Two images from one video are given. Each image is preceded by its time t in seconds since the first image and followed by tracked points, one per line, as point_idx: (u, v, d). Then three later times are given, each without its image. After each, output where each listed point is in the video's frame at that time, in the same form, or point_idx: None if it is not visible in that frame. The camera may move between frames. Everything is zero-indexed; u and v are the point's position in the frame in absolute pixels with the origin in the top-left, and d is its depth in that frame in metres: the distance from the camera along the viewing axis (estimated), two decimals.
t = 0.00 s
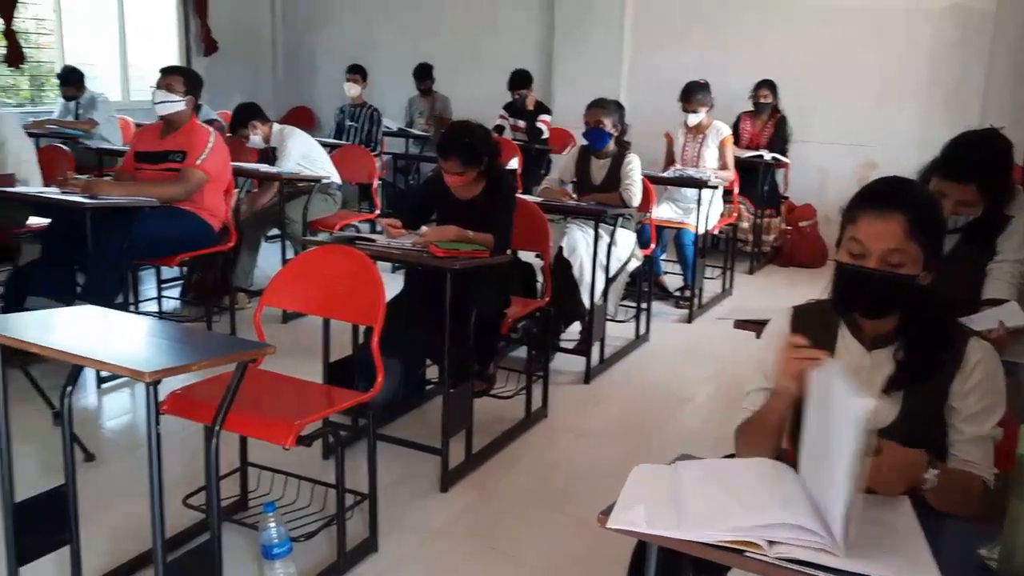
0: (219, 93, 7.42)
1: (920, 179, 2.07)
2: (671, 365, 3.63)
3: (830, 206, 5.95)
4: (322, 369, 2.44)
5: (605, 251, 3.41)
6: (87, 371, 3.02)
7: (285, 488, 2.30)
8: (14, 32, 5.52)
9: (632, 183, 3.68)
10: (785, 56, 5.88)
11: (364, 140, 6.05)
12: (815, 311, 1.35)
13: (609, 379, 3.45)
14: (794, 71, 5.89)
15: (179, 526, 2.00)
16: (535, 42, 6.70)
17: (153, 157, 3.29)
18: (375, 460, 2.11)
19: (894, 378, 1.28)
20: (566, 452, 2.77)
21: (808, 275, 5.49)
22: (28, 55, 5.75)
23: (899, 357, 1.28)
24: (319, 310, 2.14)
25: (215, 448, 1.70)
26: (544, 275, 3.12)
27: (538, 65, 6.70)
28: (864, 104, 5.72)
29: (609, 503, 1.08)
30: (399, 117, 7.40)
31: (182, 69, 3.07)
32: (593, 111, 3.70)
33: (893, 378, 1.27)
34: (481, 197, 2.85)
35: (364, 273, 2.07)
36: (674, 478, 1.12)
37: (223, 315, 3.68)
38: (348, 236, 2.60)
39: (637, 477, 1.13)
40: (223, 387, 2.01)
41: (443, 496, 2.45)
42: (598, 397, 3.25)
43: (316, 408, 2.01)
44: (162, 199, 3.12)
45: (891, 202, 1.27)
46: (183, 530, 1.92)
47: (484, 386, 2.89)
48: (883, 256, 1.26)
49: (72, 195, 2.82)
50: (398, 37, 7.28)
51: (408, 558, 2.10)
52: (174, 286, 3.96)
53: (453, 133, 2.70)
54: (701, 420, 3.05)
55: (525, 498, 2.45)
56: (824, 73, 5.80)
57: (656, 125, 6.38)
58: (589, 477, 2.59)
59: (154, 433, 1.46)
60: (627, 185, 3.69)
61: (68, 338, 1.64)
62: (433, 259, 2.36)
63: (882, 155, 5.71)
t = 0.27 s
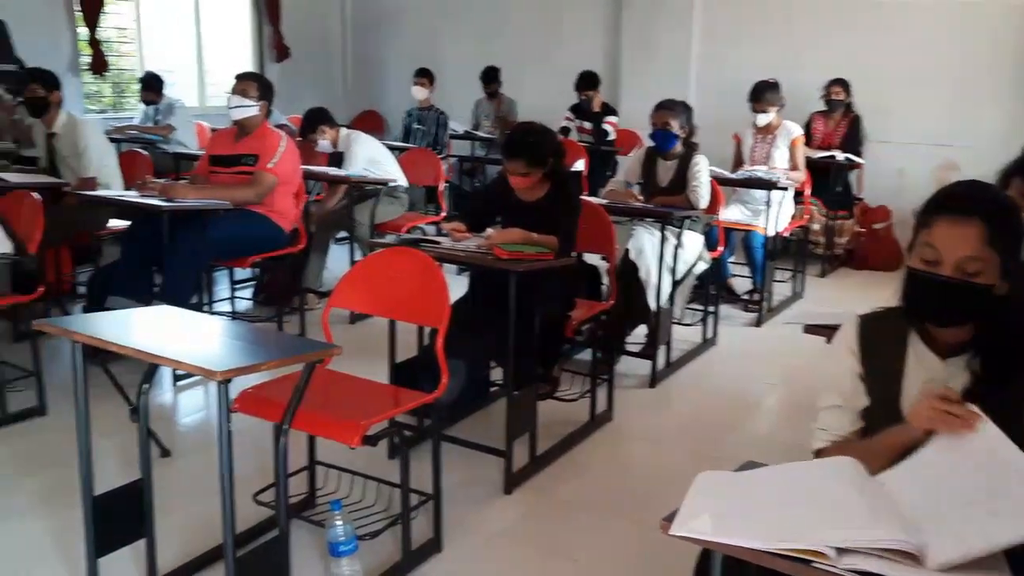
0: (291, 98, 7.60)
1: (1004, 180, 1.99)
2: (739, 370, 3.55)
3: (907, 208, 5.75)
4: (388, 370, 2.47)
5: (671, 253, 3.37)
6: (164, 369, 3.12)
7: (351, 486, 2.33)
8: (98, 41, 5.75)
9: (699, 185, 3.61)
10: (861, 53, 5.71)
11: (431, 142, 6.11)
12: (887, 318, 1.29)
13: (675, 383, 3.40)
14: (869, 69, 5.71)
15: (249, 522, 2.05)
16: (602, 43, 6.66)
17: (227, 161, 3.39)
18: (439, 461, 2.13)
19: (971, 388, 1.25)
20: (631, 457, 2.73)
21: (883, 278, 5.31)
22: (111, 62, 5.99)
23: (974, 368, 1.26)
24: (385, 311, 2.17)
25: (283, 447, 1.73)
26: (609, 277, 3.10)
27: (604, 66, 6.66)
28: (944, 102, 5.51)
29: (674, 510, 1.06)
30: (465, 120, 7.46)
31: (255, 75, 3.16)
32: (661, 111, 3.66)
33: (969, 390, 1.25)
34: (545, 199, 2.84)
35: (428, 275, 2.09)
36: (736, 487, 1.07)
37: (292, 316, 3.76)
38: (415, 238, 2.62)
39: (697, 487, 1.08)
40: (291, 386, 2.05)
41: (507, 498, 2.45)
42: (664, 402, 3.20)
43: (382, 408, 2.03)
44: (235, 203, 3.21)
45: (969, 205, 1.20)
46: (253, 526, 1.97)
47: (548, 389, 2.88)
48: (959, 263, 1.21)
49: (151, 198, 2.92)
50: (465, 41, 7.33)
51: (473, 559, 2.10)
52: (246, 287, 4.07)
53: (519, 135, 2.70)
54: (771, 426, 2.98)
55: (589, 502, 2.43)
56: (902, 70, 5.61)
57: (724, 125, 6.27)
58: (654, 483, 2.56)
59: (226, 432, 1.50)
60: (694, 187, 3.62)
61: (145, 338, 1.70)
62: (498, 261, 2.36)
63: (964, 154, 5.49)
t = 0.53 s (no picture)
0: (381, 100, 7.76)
1: None
2: (834, 374, 3.43)
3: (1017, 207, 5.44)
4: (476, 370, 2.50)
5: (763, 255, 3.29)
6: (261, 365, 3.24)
7: (438, 484, 2.37)
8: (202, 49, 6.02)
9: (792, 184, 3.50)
10: (968, 46, 5.43)
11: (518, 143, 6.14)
12: (991, 324, 1.25)
13: (766, 387, 3.31)
14: (978, 62, 5.42)
15: (340, 516, 2.11)
16: (693, 40, 6.55)
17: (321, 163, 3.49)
18: (526, 461, 2.14)
19: None
20: (719, 461, 2.68)
21: (990, 282, 5.04)
22: (213, 69, 6.27)
23: None
24: (471, 312, 2.19)
25: (374, 444, 1.77)
26: (698, 277, 3.04)
27: (694, 64, 6.55)
28: None
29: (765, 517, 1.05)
30: (551, 120, 7.46)
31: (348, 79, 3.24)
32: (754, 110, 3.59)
33: None
34: (633, 200, 2.82)
35: (515, 276, 2.10)
36: (836, 491, 1.06)
37: (382, 315, 3.85)
38: (502, 239, 2.64)
39: (794, 490, 1.08)
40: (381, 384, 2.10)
41: (592, 500, 2.44)
42: (753, 407, 3.12)
43: (470, 408, 2.05)
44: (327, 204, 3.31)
45: None
46: (345, 520, 2.03)
47: (635, 392, 2.85)
48: None
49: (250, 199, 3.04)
50: (553, 42, 7.34)
51: (557, 560, 2.11)
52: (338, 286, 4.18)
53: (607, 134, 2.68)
54: (868, 433, 2.88)
55: (676, 506, 2.40)
56: (1014, 62, 5.31)
57: (819, 122, 6.07)
58: (742, 489, 2.49)
59: (318, 429, 1.54)
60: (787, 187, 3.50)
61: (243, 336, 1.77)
62: (585, 262, 2.35)
63: None
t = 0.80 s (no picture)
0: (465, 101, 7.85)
1: None
2: (931, 382, 3.28)
3: None
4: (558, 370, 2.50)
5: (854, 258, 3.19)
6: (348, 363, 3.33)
7: (520, 484, 2.38)
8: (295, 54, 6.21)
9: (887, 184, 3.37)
10: None
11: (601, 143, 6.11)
12: None
13: (857, 394, 3.20)
14: None
15: (424, 512, 2.15)
16: (783, 37, 6.38)
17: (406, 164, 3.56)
18: (608, 463, 2.13)
19: None
20: (808, 468, 2.61)
21: None
22: (305, 73, 6.47)
23: None
24: (553, 312, 2.19)
25: (457, 442, 1.79)
26: (786, 280, 2.97)
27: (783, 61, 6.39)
28: None
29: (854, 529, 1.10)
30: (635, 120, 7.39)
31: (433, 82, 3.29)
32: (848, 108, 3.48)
33: None
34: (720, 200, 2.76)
35: (598, 277, 2.10)
36: (923, 505, 1.13)
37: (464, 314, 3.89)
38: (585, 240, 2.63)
39: (883, 499, 1.15)
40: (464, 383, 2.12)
41: (676, 504, 2.41)
42: (844, 413, 3.02)
43: (551, 408, 2.05)
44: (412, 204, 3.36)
45: None
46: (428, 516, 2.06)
47: (720, 396, 2.80)
48: None
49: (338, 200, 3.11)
50: (637, 41, 7.28)
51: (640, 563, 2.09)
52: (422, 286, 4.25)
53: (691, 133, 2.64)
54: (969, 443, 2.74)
55: (763, 513, 2.35)
56: None
57: (915, 119, 5.83)
58: (831, 498, 2.41)
59: (402, 425, 1.57)
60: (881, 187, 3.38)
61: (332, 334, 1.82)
62: (670, 263, 2.33)
63: None
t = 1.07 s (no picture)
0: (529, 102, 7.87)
1: None
2: (1010, 391, 3.15)
3: None
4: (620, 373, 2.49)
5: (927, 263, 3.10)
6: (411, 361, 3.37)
7: (580, 486, 2.38)
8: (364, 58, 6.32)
9: (964, 187, 3.24)
10: None
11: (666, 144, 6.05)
12: None
13: (930, 402, 3.09)
14: None
15: (484, 512, 2.16)
16: (856, 34, 6.20)
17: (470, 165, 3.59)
18: (670, 467, 2.10)
19: None
20: (879, 477, 2.53)
21: None
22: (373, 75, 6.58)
23: None
24: (615, 314, 2.18)
25: (518, 442, 1.80)
26: (856, 285, 2.89)
27: (855, 59, 6.21)
28: None
29: (925, 539, 1.06)
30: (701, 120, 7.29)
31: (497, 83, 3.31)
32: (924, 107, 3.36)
33: None
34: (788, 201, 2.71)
35: (661, 278, 2.08)
36: (1003, 518, 1.09)
37: (526, 315, 3.90)
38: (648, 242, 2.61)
39: (955, 510, 1.11)
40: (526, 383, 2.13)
41: (740, 510, 2.36)
42: (917, 422, 2.92)
43: (613, 410, 2.04)
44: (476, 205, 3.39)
45: None
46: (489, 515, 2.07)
47: (785, 402, 2.74)
48: None
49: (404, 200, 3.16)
50: (704, 40, 7.17)
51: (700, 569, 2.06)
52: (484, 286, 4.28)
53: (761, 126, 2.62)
54: None
55: (831, 522, 2.29)
56: None
57: (996, 118, 5.60)
58: (902, 509, 2.34)
59: (465, 425, 1.58)
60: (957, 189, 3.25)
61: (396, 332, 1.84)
62: (735, 266, 2.29)
63: None
